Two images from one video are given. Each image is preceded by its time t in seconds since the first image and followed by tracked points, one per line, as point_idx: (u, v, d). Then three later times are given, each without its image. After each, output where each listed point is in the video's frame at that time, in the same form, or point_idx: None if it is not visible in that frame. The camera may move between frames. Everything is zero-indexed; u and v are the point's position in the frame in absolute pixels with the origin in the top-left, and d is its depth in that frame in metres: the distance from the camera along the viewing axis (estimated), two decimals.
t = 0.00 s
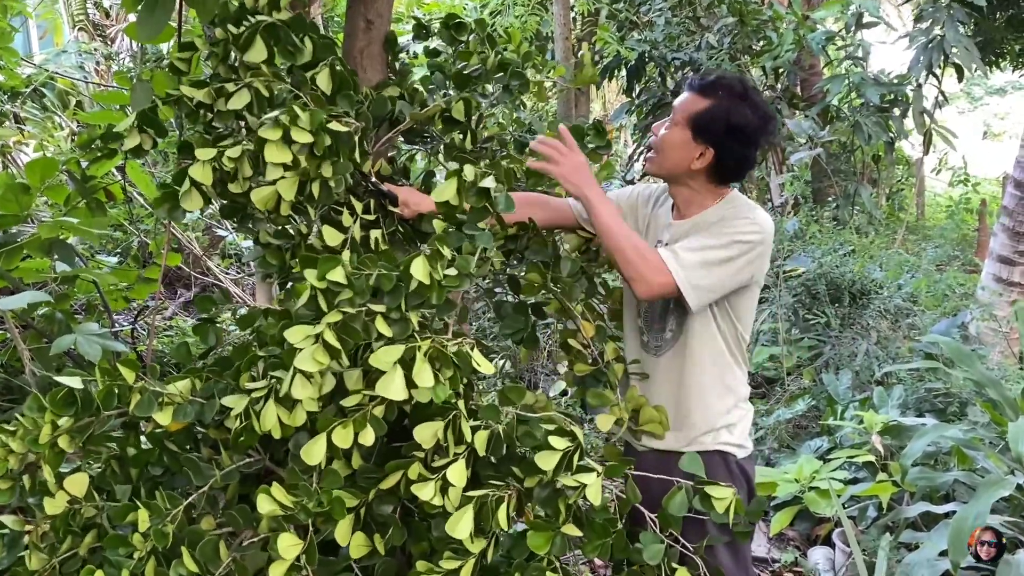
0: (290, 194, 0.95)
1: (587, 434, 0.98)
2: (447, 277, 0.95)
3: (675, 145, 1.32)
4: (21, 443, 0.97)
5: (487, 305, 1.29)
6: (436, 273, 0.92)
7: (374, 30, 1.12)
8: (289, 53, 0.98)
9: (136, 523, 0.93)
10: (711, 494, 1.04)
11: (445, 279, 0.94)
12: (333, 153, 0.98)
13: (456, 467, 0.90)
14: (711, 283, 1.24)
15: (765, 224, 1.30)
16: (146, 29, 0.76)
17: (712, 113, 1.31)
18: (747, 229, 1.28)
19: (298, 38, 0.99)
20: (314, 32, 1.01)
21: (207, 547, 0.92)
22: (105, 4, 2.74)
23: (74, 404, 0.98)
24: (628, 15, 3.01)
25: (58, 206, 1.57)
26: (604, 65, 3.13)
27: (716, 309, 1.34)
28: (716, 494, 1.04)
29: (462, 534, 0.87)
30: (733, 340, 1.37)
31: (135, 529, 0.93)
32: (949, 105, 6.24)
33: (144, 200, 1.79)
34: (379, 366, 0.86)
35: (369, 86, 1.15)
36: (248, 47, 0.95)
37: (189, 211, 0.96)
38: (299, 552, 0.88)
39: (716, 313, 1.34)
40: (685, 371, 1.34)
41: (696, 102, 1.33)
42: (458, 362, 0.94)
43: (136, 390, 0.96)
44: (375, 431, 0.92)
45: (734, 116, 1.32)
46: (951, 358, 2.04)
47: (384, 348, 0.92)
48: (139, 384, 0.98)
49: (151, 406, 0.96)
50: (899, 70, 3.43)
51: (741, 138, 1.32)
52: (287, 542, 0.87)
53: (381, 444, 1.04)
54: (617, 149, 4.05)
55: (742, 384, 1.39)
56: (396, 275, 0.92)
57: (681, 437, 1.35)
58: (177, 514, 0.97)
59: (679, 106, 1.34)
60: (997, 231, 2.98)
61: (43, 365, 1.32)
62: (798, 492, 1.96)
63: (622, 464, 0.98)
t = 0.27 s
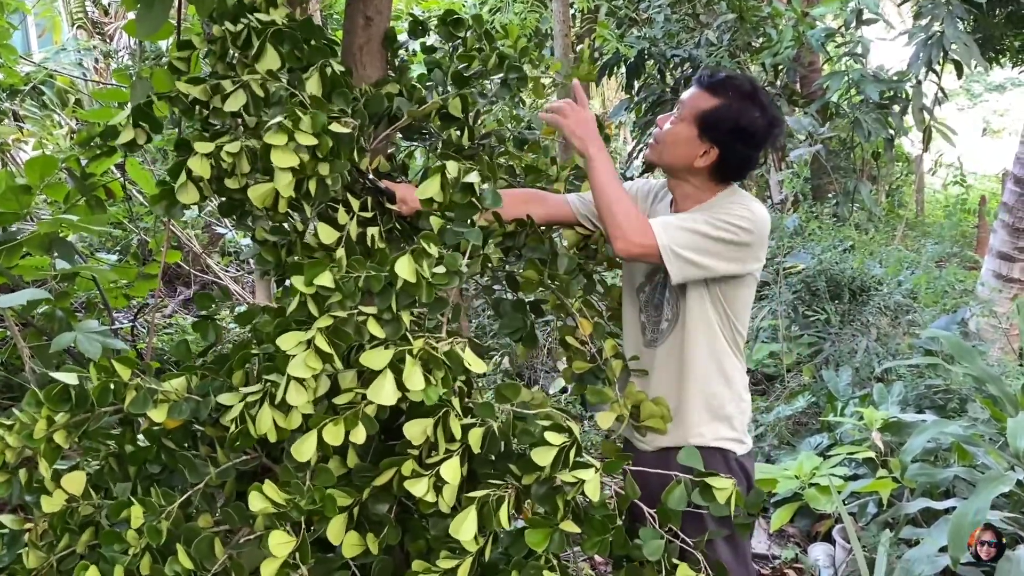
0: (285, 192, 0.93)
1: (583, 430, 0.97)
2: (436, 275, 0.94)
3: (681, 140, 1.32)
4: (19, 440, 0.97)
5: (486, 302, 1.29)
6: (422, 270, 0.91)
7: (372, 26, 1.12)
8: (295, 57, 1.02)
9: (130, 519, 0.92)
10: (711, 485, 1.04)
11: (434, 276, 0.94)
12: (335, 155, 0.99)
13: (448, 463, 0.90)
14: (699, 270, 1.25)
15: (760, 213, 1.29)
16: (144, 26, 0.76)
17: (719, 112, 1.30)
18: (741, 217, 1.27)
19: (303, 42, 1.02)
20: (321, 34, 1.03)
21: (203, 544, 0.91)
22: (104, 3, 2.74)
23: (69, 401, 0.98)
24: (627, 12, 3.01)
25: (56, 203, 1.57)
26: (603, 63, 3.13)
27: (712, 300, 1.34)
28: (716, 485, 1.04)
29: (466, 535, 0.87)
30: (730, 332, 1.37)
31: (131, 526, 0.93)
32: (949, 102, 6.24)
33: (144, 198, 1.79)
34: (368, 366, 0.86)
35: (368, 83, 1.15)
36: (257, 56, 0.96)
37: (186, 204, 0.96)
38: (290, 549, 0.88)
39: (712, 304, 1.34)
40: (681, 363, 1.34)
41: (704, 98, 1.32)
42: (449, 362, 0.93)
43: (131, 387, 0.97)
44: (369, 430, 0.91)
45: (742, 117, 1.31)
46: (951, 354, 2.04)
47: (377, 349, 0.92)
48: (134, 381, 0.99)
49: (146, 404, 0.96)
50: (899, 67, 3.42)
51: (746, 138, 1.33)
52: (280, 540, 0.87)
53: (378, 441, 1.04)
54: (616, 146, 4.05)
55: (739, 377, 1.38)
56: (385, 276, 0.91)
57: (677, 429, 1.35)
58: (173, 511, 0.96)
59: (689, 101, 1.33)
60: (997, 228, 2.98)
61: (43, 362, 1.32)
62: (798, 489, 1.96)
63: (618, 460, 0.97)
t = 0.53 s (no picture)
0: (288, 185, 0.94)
1: (582, 429, 0.97)
2: (436, 274, 0.95)
3: (681, 136, 1.32)
4: (21, 437, 0.97)
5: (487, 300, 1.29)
6: (422, 269, 0.91)
7: (373, 22, 1.12)
8: (293, 51, 0.99)
9: (132, 516, 0.92)
10: (707, 488, 1.04)
11: (435, 275, 0.94)
12: (332, 146, 0.98)
13: (451, 462, 0.90)
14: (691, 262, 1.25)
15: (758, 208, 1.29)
16: (146, 24, 0.76)
17: (718, 109, 1.30)
18: (737, 210, 1.27)
19: (303, 37, 1.00)
20: (316, 27, 1.01)
21: (204, 541, 0.91)
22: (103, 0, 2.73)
23: (72, 398, 0.97)
24: (626, 10, 3.01)
25: (56, 201, 1.56)
26: (603, 60, 3.12)
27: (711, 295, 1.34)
28: (710, 488, 1.03)
29: (456, 530, 0.87)
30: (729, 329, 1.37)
31: (133, 523, 0.93)
32: (948, 100, 6.25)
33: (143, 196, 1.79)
34: (369, 365, 0.86)
35: (368, 80, 1.15)
36: (252, 46, 0.95)
37: (190, 207, 0.95)
38: (290, 545, 0.88)
39: (711, 300, 1.34)
40: (679, 358, 1.34)
41: (704, 95, 1.32)
42: (450, 361, 0.92)
43: (132, 383, 0.97)
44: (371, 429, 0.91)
45: (741, 113, 1.31)
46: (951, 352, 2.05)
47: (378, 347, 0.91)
48: (135, 378, 0.98)
49: (148, 400, 0.95)
50: (899, 65, 3.42)
51: (746, 133, 1.32)
52: (279, 537, 0.87)
53: (380, 439, 1.04)
54: (616, 144, 4.05)
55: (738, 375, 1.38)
56: (386, 275, 0.90)
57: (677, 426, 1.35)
58: (175, 508, 0.96)
59: (688, 97, 1.33)
60: (997, 226, 2.98)
61: (44, 360, 1.32)
62: (799, 486, 1.96)
63: (617, 459, 0.97)
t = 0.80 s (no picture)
0: (288, 179, 0.93)
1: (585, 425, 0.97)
2: (442, 268, 0.95)
3: (680, 135, 1.32)
4: (20, 435, 0.96)
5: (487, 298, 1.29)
6: (431, 264, 0.91)
7: (372, 20, 1.11)
8: (289, 48, 0.99)
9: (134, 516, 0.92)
10: (716, 481, 1.04)
11: (440, 269, 0.94)
12: (333, 141, 0.98)
13: (452, 456, 0.89)
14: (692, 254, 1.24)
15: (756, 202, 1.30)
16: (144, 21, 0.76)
17: (718, 106, 1.30)
18: (737, 203, 1.27)
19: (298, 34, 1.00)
20: (313, 24, 1.01)
21: (205, 540, 0.91)
22: None
23: (72, 397, 0.97)
24: (626, 8, 3.01)
25: (55, 199, 1.56)
26: (602, 58, 3.12)
27: (710, 290, 1.34)
28: (720, 482, 1.03)
29: (470, 527, 0.87)
30: (727, 324, 1.37)
31: (134, 522, 0.93)
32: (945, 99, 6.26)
33: (143, 193, 1.79)
34: (376, 358, 0.86)
35: (368, 78, 1.15)
36: (247, 42, 0.94)
37: (187, 194, 0.95)
38: (298, 544, 0.88)
39: (710, 294, 1.34)
40: (680, 353, 1.33)
41: (704, 92, 1.32)
42: (455, 355, 0.93)
43: (132, 382, 0.97)
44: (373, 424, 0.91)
45: (742, 110, 1.31)
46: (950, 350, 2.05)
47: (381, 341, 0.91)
48: (136, 377, 0.98)
49: (148, 399, 0.95)
50: (897, 64, 3.42)
51: (746, 131, 1.32)
52: (288, 534, 0.87)
53: (380, 437, 1.04)
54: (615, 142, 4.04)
55: (736, 370, 1.38)
56: (391, 268, 0.90)
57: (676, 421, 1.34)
58: (175, 507, 0.96)
59: (688, 94, 1.33)
60: (996, 224, 2.98)
61: (44, 358, 1.32)
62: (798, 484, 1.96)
63: (619, 455, 0.98)
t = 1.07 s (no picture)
0: (282, 184, 0.92)
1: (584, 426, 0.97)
2: (442, 270, 0.94)
3: (679, 131, 1.32)
4: (18, 434, 0.96)
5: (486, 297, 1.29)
6: (431, 266, 0.91)
7: (374, 20, 1.11)
8: (293, 47, 0.99)
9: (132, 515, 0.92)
10: (709, 483, 1.04)
11: (442, 271, 0.94)
12: (332, 148, 0.98)
13: (452, 459, 0.89)
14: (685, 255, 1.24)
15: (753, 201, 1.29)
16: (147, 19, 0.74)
17: (719, 104, 1.30)
18: (731, 203, 1.26)
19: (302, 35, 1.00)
20: (317, 25, 1.01)
21: (203, 539, 0.91)
22: None
23: (70, 396, 0.97)
24: (624, 8, 3.01)
25: (53, 198, 1.56)
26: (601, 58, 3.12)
27: (707, 288, 1.33)
28: (711, 484, 1.04)
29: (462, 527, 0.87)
30: (725, 322, 1.36)
31: (133, 521, 0.93)
32: (945, 99, 6.27)
33: (141, 192, 1.79)
34: (372, 361, 0.86)
35: (367, 77, 1.15)
36: (253, 43, 0.94)
37: (184, 203, 0.94)
38: (291, 544, 0.88)
39: (707, 293, 1.33)
40: (678, 353, 1.33)
41: (705, 90, 1.32)
42: (453, 356, 0.94)
43: (132, 381, 0.96)
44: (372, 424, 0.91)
45: (742, 108, 1.31)
46: (949, 350, 2.05)
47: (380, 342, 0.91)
48: (135, 375, 0.97)
49: (148, 398, 0.95)
50: (896, 64, 3.43)
51: (745, 130, 1.32)
52: (280, 534, 0.87)
53: (378, 436, 1.04)
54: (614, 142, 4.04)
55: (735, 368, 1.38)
56: (392, 268, 0.90)
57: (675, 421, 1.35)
58: (173, 506, 0.96)
59: (688, 91, 1.32)
60: (994, 224, 2.99)
61: (42, 357, 1.32)
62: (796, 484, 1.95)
63: (618, 456, 0.97)
